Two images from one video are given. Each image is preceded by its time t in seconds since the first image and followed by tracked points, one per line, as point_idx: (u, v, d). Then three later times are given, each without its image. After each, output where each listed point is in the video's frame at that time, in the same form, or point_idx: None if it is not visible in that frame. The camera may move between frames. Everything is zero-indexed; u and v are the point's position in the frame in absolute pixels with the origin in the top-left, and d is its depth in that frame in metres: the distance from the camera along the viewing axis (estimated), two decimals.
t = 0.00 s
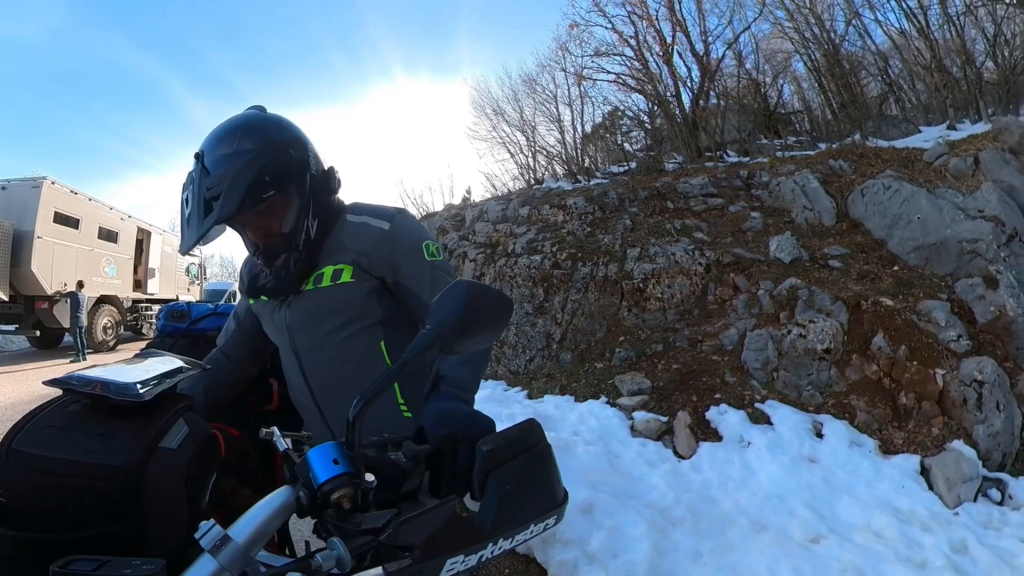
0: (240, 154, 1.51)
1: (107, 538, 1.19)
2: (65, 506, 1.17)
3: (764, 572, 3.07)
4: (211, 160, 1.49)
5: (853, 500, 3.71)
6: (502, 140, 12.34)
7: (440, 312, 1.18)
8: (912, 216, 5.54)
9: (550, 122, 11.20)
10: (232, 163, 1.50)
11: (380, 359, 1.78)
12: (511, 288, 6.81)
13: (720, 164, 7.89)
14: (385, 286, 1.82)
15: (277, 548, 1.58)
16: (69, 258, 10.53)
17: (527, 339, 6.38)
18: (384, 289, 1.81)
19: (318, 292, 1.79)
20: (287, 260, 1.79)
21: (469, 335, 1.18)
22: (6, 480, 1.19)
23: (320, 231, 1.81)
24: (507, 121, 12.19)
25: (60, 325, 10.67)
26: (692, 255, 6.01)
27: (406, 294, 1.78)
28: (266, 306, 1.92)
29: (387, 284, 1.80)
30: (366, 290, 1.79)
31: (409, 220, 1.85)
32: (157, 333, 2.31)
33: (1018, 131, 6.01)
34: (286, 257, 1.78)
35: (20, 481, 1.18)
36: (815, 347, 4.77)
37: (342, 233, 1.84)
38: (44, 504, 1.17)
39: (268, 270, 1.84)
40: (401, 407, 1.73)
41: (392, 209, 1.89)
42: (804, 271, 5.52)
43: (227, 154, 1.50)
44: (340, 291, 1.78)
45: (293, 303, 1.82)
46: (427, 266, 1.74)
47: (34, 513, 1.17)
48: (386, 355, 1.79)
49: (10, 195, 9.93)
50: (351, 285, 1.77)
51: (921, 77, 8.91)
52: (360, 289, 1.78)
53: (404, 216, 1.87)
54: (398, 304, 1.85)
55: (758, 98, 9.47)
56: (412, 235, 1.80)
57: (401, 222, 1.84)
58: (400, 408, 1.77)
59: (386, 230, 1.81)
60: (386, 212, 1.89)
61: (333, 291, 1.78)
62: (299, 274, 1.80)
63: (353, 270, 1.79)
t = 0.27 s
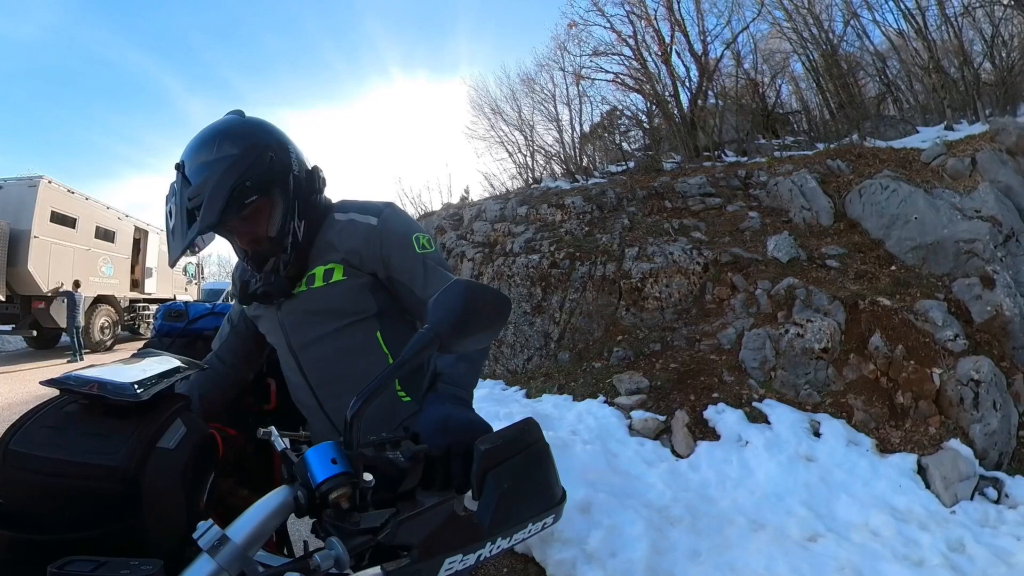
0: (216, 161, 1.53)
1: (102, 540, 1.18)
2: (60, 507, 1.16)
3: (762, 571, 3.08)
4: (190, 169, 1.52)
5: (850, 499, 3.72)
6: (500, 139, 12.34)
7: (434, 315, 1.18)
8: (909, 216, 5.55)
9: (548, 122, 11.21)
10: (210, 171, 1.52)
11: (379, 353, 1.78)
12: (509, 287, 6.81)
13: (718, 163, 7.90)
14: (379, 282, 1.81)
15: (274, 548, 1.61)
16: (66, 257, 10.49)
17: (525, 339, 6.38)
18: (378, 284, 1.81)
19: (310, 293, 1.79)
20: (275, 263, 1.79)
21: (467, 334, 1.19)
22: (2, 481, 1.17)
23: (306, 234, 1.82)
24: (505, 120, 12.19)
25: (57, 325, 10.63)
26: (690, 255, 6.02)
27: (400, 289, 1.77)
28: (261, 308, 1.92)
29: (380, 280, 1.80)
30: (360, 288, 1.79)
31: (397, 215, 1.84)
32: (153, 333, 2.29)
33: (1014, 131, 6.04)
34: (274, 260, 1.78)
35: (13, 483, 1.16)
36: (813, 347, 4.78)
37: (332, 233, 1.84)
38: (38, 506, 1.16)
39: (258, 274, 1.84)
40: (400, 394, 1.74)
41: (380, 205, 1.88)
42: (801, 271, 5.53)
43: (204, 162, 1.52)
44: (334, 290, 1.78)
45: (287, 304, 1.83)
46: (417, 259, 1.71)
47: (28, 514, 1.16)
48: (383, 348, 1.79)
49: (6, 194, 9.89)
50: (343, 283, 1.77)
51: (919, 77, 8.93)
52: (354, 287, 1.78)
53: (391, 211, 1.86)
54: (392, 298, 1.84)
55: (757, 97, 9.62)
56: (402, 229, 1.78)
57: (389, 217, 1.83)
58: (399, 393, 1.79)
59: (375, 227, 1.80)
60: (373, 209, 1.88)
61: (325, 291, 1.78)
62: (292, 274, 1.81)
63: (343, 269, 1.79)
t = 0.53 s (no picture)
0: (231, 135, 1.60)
1: (99, 541, 1.17)
2: (58, 507, 1.16)
3: (760, 569, 3.09)
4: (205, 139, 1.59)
5: (848, 498, 3.73)
6: (499, 139, 12.35)
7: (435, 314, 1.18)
8: (907, 216, 5.57)
9: (546, 121, 11.21)
10: (220, 144, 1.58)
11: (368, 357, 1.78)
12: (507, 286, 6.81)
13: (716, 163, 7.90)
14: (377, 281, 1.82)
15: (273, 548, 1.61)
16: (63, 257, 10.46)
17: (523, 338, 6.39)
18: (376, 283, 1.81)
19: (306, 288, 1.79)
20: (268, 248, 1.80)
21: (466, 333, 1.19)
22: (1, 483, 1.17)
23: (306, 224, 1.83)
24: (504, 120, 12.19)
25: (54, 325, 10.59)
26: (688, 255, 6.02)
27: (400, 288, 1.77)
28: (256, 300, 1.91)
29: (379, 279, 1.80)
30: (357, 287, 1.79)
31: (402, 213, 1.84)
32: (151, 332, 2.29)
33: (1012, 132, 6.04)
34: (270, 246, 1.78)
35: (14, 484, 1.17)
36: (810, 346, 4.79)
37: (332, 228, 1.84)
38: (37, 507, 1.16)
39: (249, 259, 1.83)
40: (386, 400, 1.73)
41: (382, 203, 1.88)
42: (799, 271, 5.54)
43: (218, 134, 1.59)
44: (330, 287, 1.78)
45: (280, 297, 1.82)
46: (421, 258, 1.71)
47: (26, 515, 1.16)
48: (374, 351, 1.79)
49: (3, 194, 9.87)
50: (339, 281, 1.78)
51: (917, 78, 8.96)
52: (351, 285, 1.79)
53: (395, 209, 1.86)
54: (388, 298, 1.85)
55: (755, 99, 9.54)
56: (405, 228, 1.78)
57: (392, 215, 1.83)
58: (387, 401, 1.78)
59: (377, 224, 1.80)
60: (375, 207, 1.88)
61: (321, 288, 1.78)
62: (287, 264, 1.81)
63: (341, 265, 1.80)
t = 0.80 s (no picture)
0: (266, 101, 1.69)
1: (97, 542, 1.17)
2: (54, 508, 1.15)
3: (758, 568, 3.10)
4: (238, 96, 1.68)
5: (845, 496, 3.74)
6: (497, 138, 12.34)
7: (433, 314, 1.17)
8: (904, 216, 5.58)
9: (545, 121, 11.22)
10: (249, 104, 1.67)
11: (356, 360, 1.74)
12: (506, 286, 6.81)
13: (714, 163, 7.92)
14: (373, 281, 1.81)
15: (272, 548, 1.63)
16: (60, 257, 10.42)
17: (521, 337, 6.39)
18: (372, 282, 1.81)
19: (300, 282, 1.77)
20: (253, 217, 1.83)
21: (464, 333, 1.19)
22: None
23: (305, 208, 1.87)
24: (502, 119, 12.19)
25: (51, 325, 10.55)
26: (686, 254, 6.03)
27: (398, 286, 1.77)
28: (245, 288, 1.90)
29: (374, 278, 1.79)
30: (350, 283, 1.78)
31: (403, 211, 1.86)
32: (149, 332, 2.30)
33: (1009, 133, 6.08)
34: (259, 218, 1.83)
35: (11, 484, 1.15)
36: (808, 346, 4.79)
37: (330, 220, 1.87)
38: (32, 508, 1.14)
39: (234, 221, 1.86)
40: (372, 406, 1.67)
41: (386, 200, 1.90)
42: (797, 270, 5.56)
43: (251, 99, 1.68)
44: (325, 283, 1.76)
45: (271, 290, 1.78)
46: (423, 255, 1.74)
47: (21, 517, 1.14)
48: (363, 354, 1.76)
49: None
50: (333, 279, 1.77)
51: (915, 79, 8.98)
52: (346, 282, 1.77)
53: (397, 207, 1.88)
54: (383, 298, 1.84)
55: (754, 96, 9.67)
56: (407, 227, 1.80)
57: (395, 213, 1.84)
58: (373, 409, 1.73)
59: (377, 220, 1.81)
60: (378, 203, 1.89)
61: (315, 283, 1.77)
62: (275, 241, 1.85)
63: (338, 260, 1.79)
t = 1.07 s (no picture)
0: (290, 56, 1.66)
1: (95, 540, 1.18)
2: (54, 506, 1.16)
3: (756, 567, 3.11)
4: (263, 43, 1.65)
5: (843, 496, 3.75)
6: (495, 137, 12.33)
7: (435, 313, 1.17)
8: (902, 216, 5.60)
9: (543, 120, 11.21)
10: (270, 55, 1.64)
11: (355, 368, 1.68)
12: (503, 285, 6.81)
13: (713, 162, 7.93)
14: (374, 283, 1.74)
15: (269, 548, 1.63)
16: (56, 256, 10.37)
17: (519, 336, 6.40)
18: (374, 285, 1.74)
19: (300, 285, 1.67)
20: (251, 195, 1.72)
21: (462, 334, 1.20)
22: None
23: (306, 194, 1.77)
24: (500, 118, 12.18)
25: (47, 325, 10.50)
26: (684, 253, 6.04)
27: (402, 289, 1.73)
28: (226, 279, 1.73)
29: (377, 281, 1.72)
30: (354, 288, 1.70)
31: (406, 210, 1.81)
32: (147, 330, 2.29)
33: (1006, 134, 6.12)
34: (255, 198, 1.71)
35: (10, 484, 1.16)
36: (806, 345, 4.80)
37: (330, 213, 1.76)
38: (31, 506, 1.15)
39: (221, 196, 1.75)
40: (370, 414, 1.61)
41: (388, 197, 1.83)
42: (794, 270, 5.57)
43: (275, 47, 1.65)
44: (328, 287, 1.68)
45: (260, 291, 1.67)
46: (428, 256, 1.72)
47: (21, 514, 1.15)
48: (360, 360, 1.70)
49: None
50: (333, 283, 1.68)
51: (913, 79, 9.01)
52: (349, 287, 1.69)
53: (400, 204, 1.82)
54: (379, 302, 1.77)
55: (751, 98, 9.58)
56: (411, 229, 1.75)
57: (399, 213, 1.77)
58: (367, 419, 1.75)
59: (384, 220, 1.74)
60: (380, 200, 1.82)
61: (316, 287, 1.67)
62: (269, 229, 1.75)
63: (341, 262, 1.69)
